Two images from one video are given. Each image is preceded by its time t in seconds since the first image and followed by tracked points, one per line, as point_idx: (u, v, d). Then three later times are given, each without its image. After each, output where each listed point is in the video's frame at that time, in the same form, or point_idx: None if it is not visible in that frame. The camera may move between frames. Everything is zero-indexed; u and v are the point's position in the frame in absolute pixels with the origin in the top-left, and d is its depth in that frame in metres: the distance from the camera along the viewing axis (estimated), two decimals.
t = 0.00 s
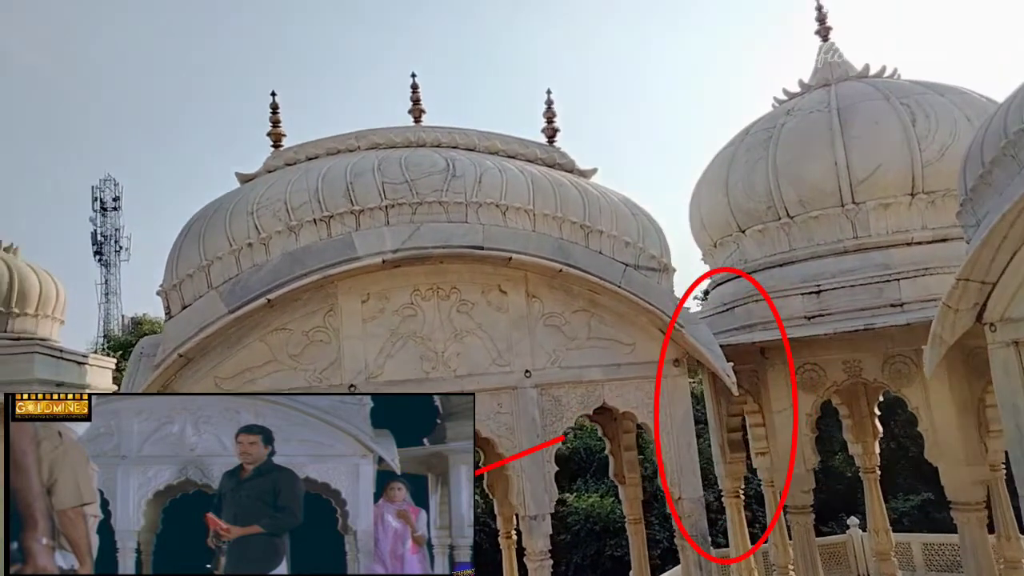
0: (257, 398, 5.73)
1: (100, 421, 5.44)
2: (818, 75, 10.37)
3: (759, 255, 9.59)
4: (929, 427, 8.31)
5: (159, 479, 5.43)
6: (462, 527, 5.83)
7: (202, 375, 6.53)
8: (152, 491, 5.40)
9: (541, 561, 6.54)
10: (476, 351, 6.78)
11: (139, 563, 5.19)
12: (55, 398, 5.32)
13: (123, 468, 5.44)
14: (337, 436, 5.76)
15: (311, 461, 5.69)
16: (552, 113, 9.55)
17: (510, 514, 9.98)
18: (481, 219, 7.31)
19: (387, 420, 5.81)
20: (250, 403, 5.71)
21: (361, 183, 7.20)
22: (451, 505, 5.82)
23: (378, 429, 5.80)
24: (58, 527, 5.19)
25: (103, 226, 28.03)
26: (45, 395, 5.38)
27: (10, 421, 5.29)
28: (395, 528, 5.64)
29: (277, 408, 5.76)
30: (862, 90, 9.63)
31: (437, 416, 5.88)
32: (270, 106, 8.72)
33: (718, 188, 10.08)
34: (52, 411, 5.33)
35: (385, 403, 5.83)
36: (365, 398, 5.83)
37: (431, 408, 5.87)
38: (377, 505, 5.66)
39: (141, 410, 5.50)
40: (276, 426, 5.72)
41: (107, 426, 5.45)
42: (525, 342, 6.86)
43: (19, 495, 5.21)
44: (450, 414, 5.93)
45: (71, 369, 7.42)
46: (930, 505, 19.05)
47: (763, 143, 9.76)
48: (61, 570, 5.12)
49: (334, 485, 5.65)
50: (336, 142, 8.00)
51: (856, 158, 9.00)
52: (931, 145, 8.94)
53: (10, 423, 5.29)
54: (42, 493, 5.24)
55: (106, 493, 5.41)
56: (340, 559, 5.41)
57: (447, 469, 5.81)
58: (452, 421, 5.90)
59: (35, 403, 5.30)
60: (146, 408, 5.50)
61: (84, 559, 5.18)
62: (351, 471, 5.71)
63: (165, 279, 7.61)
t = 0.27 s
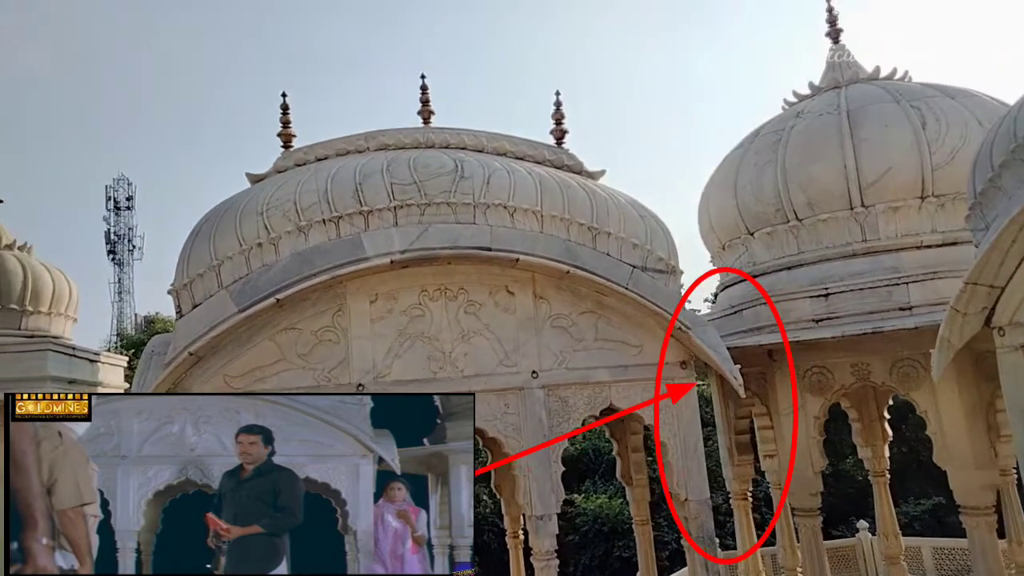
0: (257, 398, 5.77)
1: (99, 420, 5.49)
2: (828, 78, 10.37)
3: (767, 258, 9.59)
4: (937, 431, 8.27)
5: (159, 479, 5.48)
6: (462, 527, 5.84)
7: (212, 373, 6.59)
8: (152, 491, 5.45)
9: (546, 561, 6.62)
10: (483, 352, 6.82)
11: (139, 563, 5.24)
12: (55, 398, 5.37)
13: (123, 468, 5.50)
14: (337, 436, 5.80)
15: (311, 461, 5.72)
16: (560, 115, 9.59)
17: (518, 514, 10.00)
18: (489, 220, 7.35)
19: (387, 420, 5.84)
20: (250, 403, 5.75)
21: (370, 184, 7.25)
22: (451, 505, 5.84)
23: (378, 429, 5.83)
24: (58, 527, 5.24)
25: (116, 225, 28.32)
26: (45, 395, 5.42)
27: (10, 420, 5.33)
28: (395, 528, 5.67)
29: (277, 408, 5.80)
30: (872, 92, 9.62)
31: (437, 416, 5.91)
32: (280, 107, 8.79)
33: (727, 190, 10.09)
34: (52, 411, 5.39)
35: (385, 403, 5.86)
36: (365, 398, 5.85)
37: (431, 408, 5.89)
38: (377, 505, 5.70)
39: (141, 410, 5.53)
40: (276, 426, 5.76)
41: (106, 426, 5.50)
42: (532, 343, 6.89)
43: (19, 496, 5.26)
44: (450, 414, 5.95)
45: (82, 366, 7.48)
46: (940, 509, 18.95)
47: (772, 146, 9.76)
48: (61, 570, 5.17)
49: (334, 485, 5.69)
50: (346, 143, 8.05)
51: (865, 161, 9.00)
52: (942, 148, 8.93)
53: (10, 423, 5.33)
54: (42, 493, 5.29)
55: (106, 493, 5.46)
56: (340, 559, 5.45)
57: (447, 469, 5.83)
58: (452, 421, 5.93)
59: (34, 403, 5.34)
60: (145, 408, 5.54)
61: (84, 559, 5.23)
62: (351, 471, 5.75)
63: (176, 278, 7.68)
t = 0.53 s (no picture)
0: (257, 399, 5.83)
1: (99, 421, 5.55)
2: (840, 76, 10.36)
3: (777, 256, 9.59)
4: (948, 429, 8.31)
5: (159, 480, 5.53)
6: (462, 527, 5.91)
7: (224, 368, 6.66)
8: (152, 491, 5.50)
9: (555, 556, 6.61)
10: (493, 348, 6.86)
11: (139, 563, 5.33)
12: (54, 398, 5.45)
13: (123, 468, 5.55)
14: (337, 436, 5.85)
15: (311, 461, 5.79)
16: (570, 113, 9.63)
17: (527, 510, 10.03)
18: (499, 218, 7.39)
19: (387, 420, 5.90)
20: (250, 403, 5.81)
21: (381, 182, 7.31)
22: (451, 505, 5.90)
23: (378, 429, 5.89)
24: (58, 527, 5.32)
25: (131, 222, 28.62)
26: (46, 395, 5.51)
27: (10, 421, 5.44)
28: (395, 529, 5.75)
29: (277, 408, 5.86)
30: (884, 91, 9.61)
31: (437, 416, 5.98)
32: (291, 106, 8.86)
33: (738, 188, 10.09)
34: (51, 411, 5.47)
35: (385, 404, 5.93)
36: (365, 398, 5.92)
37: (431, 408, 5.97)
38: (377, 505, 5.77)
39: (140, 411, 5.59)
40: (276, 426, 5.83)
41: (107, 426, 5.56)
42: (541, 340, 6.93)
43: (19, 496, 5.35)
44: (450, 414, 6.03)
45: (97, 360, 7.51)
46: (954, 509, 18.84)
47: (783, 144, 9.76)
48: (61, 570, 5.27)
49: (334, 486, 5.75)
50: (356, 141, 8.11)
51: (876, 160, 8.99)
52: (954, 147, 8.91)
53: (10, 423, 5.44)
54: (42, 493, 5.37)
55: (106, 493, 5.52)
56: (340, 560, 5.54)
57: (447, 469, 5.90)
58: (452, 421, 6.00)
59: (34, 403, 5.43)
60: (145, 408, 5.60)
61: (84, 559, 5.32)
62: (351, 471, 5.81)
63: (188, 275, 7.77)
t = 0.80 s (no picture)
0: (258, 399, 5.89)
1: (100, 421, 5.60)
2: (856, 70, 10.31)
3: (790, 250, 9.59)
4: (962, 425, 8.25)
5: (159, 480, 5.56)
6: (462, 527, 5.94)
7: (239, 358, 6.75)
8: (152, 491, 5.53)
9: (565, 546, 6.67)
10: (504, 341, 6.92)
11: (139, 562, 5.35)
12: (55, 398, 5.54)
13: (123, 468, 5.59)
14: (337, 436, 5.88)
15: (311, 461, 5.81)
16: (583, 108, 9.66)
17: (537, 501, 10.07)
18: (511, 212, 7.45)
19: (387, 420, 5.93)
20: (250, 403, 5.88)
21: (393, 176, 7.37)
22: (451, 505, 5.91)
23: (378, 429, 5.92)
24: (58, 527, 5.37)
25: (149, 215, 28.95)
26: (46, 396, 5.60)
27: (10, 420, 5.53)
28: (395, 528, 5.76)
29: (277, 409, 5.91)
30: (899, 85, 9.57)
31: (437, 416, 6.00)
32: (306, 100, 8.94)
33: (751, 182, 10.08)
34: (51, 411, 5.57)
35: (384, 404, 5.95)
36: (365, 398, 5.95)
37: (431, 408, 5.99)
38: (377, 505, 5.78)
39: (140, 411, 5.64)
40: (276, 427, 5.87)
41: (106, 426, 5.61)
42: (553, 333, 6.98)
43: (20, 495, 5.43)
44: (450, 414, 6.07)
45: (115, 350, 7.82)
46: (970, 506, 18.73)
47: (796, 139, 9.74)
48: (61, 570, 5.31)
49: (334, 486, 5.77)
50: (369, 136, 8.17)
51: (891, 154, 8.97)
52: (970, 141, 8.88)
53: (10, 423, 5.53)
54: (42, 493, 5.43)
55: (106, 493, 5.55)
56: (341, 559, 5.55)
57: (447, 469, 5.91)
58: (452, 421, 6.04)
59: (34, 403, 5.52)
60: (145, 408, 5.65)
61: (84, 559, 5.36)
62: (351, 471, 5.83)
63: (204, 267, 7.87)
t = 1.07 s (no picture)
0: (257, 399, 5.87)
1: (100, 421, 5.62)
2: (873, 62, 10.27)
3: (803, 244, 9.58)
4: (974, 419, 8.26)
5: (159, 480, 5.58)
6: (462, 527, 5.88)
7: (254, 347, 6.85)
8: (152, 491, 5.55)
9: (574, 535, 6.72)
10: (515, 332, 6.98)
11: (139, 562, 5.39)
12: (55, 398, 5.53)
13: (123, 468, 5.61)
14: (337, 436, 5.87)
15: (311, 461, 5.81)
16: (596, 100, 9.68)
17: (547, 491, 10.14)
18: (523, 204, 7.50)
19: (387, 420, 5.91)
20: (251, 403, 5.85)
21: (407, 168, 7.43)
22: (451, 505, 5.86)
23: (378, 429, 5.90)
24: (58, 527, 5.39)
25: (167, 205, 29.22)
26: (46, 395, 5.59)
27: (11, 420, 5.51)
28: (395, 528, 5.73)
29: (277, 409, 5.89)
30: (916, 78, 9.53)
31: (437, 416, 5.96)
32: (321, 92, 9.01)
33: (764, 175, 10.07)
34: (52, 411, 5.56)
35: (384, 404, 5.93)
36: (365, 398, 5.93)
37: (431, 408, 5.95)
38: (378, 505, 5.77)
39: (140, 411, 5.67)
40: (276, 426, 5.86)
41: (107, 426, 5.63)
42: (563, 325, 7.03)
43: (20, 495, 5.44)
44: (450, 414, 6.00)
45: (131, 338, 7.98)
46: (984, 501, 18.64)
47: (811, 132, 9.72)
48: (61, 569, 5.34)
49: (334, 485, 5.76)
50: (383, 127, 8.24)
51: (906, 147, 8.93)
52: (987, 135, 8.83)
53: (11, 422, 5.51)
54: (42, 493, 5.45)
55: (106, 493, 5.57)
56: (340, 560, 5.55)
57: (447, 468, 5.87)
58: (453, 421, 5.97)
59: (34, 403, 5.51)
60: (145, 408, 5.67)
61: (84, 559, 5.39)
62: (351, 471, 5.82)
63: (218, 257, 7.96)
